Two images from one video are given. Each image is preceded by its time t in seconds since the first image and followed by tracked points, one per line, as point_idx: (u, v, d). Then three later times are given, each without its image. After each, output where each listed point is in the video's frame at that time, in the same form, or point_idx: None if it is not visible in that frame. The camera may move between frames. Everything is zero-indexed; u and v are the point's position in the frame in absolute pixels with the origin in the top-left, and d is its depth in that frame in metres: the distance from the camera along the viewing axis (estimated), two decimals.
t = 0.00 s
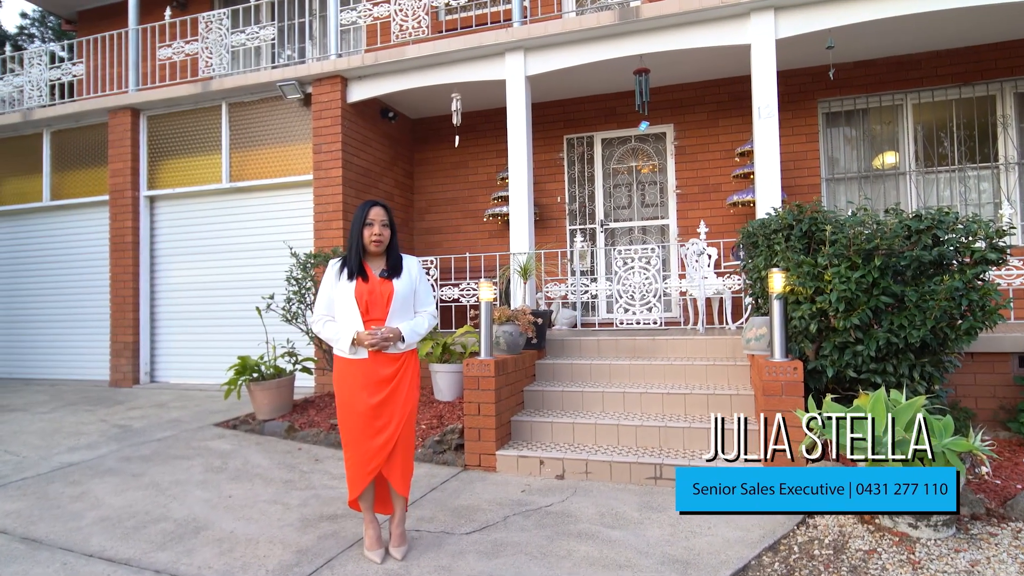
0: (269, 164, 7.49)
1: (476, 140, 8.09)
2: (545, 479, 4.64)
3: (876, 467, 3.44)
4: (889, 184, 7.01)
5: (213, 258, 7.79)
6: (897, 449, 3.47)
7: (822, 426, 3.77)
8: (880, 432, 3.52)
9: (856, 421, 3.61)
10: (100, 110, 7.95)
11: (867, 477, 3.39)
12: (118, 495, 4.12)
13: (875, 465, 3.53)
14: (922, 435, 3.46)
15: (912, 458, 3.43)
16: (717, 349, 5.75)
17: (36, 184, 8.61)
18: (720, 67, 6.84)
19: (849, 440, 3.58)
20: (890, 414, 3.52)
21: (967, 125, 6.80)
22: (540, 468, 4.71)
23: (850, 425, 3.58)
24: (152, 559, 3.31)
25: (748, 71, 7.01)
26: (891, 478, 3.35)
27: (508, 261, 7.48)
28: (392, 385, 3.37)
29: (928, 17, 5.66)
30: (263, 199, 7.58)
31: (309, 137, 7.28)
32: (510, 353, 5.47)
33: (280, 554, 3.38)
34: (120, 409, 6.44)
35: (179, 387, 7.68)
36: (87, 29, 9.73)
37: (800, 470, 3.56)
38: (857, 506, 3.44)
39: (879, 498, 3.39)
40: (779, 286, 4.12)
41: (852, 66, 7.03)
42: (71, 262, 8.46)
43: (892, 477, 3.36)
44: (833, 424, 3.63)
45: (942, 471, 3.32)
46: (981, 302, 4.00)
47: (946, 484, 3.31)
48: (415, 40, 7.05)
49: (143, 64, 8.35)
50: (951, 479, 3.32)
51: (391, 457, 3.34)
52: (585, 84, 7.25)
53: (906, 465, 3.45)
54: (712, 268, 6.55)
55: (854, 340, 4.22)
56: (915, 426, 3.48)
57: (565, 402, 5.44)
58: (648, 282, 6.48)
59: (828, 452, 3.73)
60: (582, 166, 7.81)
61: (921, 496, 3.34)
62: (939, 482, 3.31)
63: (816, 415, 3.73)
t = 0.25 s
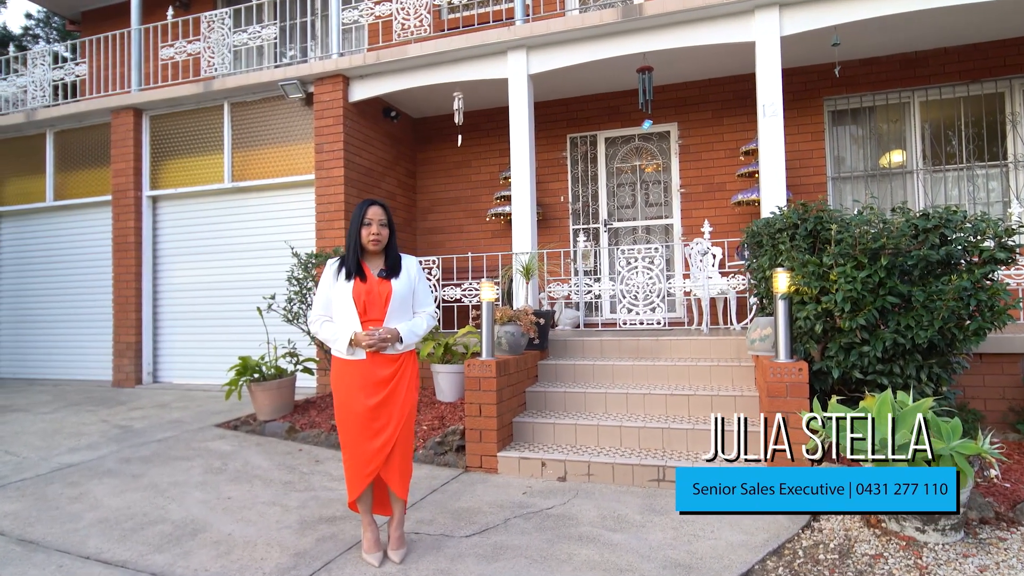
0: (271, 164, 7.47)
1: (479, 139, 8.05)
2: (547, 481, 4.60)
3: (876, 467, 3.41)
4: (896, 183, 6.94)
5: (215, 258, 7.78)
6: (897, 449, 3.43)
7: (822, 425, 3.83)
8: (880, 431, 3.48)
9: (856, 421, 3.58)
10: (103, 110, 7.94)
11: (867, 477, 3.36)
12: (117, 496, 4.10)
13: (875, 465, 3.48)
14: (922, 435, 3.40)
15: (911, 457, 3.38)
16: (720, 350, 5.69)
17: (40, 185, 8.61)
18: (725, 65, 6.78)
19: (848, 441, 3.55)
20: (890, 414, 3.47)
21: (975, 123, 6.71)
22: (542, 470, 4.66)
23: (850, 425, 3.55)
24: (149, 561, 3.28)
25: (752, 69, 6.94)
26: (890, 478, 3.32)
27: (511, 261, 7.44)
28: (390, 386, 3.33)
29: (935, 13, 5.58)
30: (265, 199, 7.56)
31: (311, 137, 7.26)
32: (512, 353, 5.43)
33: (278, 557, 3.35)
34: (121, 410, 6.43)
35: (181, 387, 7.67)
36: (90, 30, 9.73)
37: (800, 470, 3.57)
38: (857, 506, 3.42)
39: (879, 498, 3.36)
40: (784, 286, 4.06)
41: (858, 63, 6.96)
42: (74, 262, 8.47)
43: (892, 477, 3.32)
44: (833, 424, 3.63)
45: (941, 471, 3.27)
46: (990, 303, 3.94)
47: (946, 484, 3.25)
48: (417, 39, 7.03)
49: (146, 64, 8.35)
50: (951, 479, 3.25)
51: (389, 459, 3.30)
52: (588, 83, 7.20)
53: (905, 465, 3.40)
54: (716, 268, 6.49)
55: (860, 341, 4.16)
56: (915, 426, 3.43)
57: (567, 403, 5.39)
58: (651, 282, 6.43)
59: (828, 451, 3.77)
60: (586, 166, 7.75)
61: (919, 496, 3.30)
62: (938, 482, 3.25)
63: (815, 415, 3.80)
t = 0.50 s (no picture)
0: (273, 164, 7.45)
1: (481, 138, 8.01)
2: (549, 483, 4.55)
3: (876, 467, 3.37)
4: (903, 181, 6.86)
5: (217, 259, 7.76)
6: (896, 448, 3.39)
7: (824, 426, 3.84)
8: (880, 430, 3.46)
9: (856, 421, 3.56)
10: (106, 110, 7.94)
11: (867, 476, 3.33)
12: (115, 498, 4.07)
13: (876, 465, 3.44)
14: (922, 435, 3.36)
15: (911, 458, 3.33)
16: (724, 350, 5.63)
17: (43, 185, 8.63)
18: (729, 63, 6.72)
19: (848, 441, 3.54)
20: (890, 415, 3.42)
21: (983, 121, 6.63)
22: (544, 472, 4.61)
23: (849, 425, 3.54)
24: (145, 563, 3.25)
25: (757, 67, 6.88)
26: (890, 478, 3.27)
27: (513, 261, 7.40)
28: (387, 387, 3.29)
29: (943, 9, 5.51)
30: (268, 198, 7.54)
31: (313, 136, 7.23)
32: (514, 353, 5.39)
33: (275, 559, 3.31)
34: (123, 410, 6.41)
35: (184, 387, 7.66)
36: (94, 30, 9.75)
37: (800, 470, 3.57)
38: (857, 506, 3.40)
39: (878, 498, 3.32)
40: (789, 286, 3.99)
41: (865, 61, 6.88)
42: (78, 262, 8.48)
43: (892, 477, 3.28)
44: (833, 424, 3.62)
45: (941, 471, 3.20)
46: (999, 303, 3.87)
47: (946, 484, 3.18)
48: (419, 38, 7.00)
49: (148, 64, 8.34)
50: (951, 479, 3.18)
51: (387, 461, 3.26)
52: (591, 81, 7.15)
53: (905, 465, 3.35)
54: (721, 267, 6.43)
55: (866, 341, 4.09)
56: (916, 427, 3.38)
57: (569, 404, 5.34)
58: (655, 282, 6.37)
59: (830, 453, 3.74)
60: (589, 165, 7.70)
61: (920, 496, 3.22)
62: (938, 482, 3.18)
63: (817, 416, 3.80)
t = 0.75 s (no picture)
0: (275, 164, 7.43)
1: (484, 138, 7.98)
2: (551, 485, 4.51)
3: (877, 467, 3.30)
4: (909, 180, 6.79)
5: (220, 259, 7.75)
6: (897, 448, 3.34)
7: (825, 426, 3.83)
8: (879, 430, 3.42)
9: (857, 421, 3.51)
10: (109, 110, 7.94)
11: (867, 476, 3.27)
12: (114, 499, 4.06)
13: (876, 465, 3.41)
14: (922, 435, 3.29)
15: (911, 458, 3.28)
16: (728, 351, 5.58)
17: (47, 185, 8.64)
18: (733, 61, 6.66)
19: (848, 441, 3.50)
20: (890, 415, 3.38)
21: (991, 119, 6.56)
22: (546, 474, 4.57)
23: (849, 426, 3.50)
24: (143, 566, 3.23)
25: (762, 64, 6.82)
26: (890, 478, 3.21)
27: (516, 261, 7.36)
28: (387, 389, 3.26)
29: (950, 5, 5.44)
30: (270, 198, 7.52)
31: (315, 136, 7.21)
32: (516, 354, 5.35)
33: (274, 562, 3.28)
34: (125, 410, 6.40)
35: (186, 387, 7.66)
36: (97, 30, 9.75)
37: (801, 470, 3.49)
38: (857, 506, 3.34)
39: (878, 498, 3.26)
40: (794, 286, 3.93)
41: (871, 58, 6.81)
42: (81, 262, 8.48)
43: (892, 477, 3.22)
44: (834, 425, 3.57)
45: (941, 471, 3.13)
46: (1007, 303, 3.81)
47: (946, 484, 3.10)
48: (421, 37, 6.97)
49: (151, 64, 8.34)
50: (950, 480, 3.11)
51: (386, 464, 3.23)
52: (594, 80, 7.11)
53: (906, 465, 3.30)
54: (725, 267, 6.37)
55: (871, 342, 4.04)
56: (915, 426, 3.31)
57: (572, 405, 5.30)
58: (658, 282, 6.32)
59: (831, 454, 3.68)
60: (593, 164, 7.65)
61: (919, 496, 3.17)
62: (939, 482, 3.12)
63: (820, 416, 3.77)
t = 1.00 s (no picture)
0: (277, 164, 7.40)
1: (487, 137, 7.95)
2: (552, 487, 4.46)
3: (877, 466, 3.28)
4: (916, 179, 6.72)
5: (222, 259, 7.74)
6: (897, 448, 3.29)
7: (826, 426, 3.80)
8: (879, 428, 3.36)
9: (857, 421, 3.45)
10: (111, 110, 7.94)
11: (867, 476, 3.24)
12: (113, 500, 4.04)
13: (876, 466, 3.36)
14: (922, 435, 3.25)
15: (911, 458, 3.23)
16: (732, 351, 5.52)
17: (50, 185, 8.65)
18: (738, 58, 6.60)
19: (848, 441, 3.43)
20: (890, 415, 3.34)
21: (1000, 117, 6.48)
22: (547, 475, 4.53)
23: (849, 426, 3.42)
24: (140, 568, 3.20)
25: (766, 62, 6.76)
26: (890, 478, 3.17)
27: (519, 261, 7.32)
28: (386, 390, 3.22)
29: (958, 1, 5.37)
30: (272, 198, 7.51)
31: (316, 135, 7.19)
32: (518, 355, 5.30)
33: (272, 564, 3.25)
34: (127, 411, 6.39)
35: (188, 387, 7.65)
36: (100, 31, 9.76)
37: (801, 470, 3.45)
38: (857, 506, 3.30)
39: (878, 498, 3.22)
40: (798, 286, 3.88)
41: (877, 56, 6.74)
42: (85, 263, 8.49)
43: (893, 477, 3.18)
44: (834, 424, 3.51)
45: (940, 470, 3.10)
46: (1015, 303, 3.75)
47: (947, 484, 3.08)
48: (423, 36, 6.94)
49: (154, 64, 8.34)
50: (950, 479, 3.08)
51: (385, 466, 3.19)
52: (597, 78, 7.06)
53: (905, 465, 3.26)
54: (729, 267, 6.32)
55: (877, 343, 3.97)
56: (915, 426, 3.27)
57: (574, 406, 5.25)
58: (662, 281, 6.27)
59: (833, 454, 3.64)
60: (596, 163, 7.60)
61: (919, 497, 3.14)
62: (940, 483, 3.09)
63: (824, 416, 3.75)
